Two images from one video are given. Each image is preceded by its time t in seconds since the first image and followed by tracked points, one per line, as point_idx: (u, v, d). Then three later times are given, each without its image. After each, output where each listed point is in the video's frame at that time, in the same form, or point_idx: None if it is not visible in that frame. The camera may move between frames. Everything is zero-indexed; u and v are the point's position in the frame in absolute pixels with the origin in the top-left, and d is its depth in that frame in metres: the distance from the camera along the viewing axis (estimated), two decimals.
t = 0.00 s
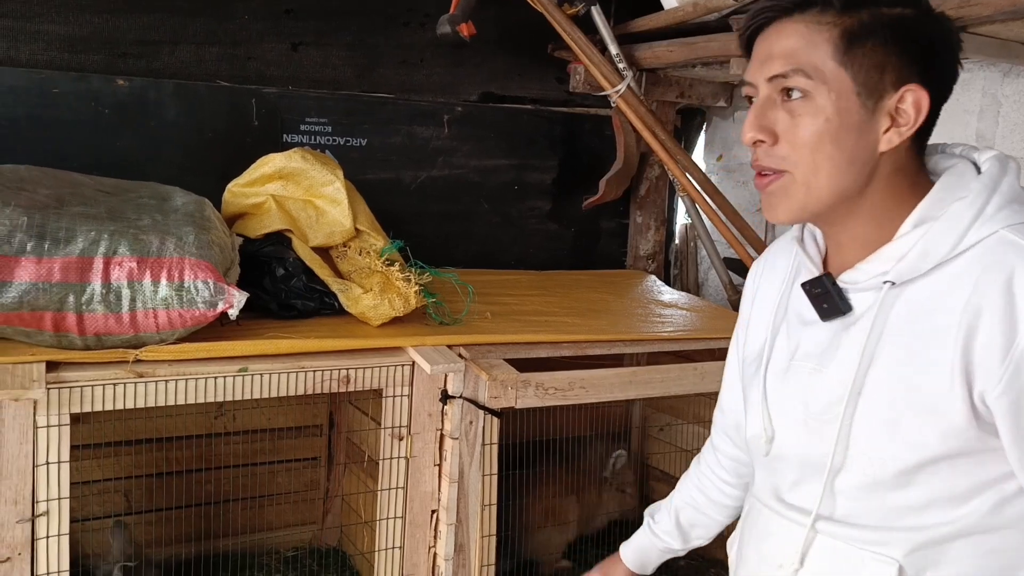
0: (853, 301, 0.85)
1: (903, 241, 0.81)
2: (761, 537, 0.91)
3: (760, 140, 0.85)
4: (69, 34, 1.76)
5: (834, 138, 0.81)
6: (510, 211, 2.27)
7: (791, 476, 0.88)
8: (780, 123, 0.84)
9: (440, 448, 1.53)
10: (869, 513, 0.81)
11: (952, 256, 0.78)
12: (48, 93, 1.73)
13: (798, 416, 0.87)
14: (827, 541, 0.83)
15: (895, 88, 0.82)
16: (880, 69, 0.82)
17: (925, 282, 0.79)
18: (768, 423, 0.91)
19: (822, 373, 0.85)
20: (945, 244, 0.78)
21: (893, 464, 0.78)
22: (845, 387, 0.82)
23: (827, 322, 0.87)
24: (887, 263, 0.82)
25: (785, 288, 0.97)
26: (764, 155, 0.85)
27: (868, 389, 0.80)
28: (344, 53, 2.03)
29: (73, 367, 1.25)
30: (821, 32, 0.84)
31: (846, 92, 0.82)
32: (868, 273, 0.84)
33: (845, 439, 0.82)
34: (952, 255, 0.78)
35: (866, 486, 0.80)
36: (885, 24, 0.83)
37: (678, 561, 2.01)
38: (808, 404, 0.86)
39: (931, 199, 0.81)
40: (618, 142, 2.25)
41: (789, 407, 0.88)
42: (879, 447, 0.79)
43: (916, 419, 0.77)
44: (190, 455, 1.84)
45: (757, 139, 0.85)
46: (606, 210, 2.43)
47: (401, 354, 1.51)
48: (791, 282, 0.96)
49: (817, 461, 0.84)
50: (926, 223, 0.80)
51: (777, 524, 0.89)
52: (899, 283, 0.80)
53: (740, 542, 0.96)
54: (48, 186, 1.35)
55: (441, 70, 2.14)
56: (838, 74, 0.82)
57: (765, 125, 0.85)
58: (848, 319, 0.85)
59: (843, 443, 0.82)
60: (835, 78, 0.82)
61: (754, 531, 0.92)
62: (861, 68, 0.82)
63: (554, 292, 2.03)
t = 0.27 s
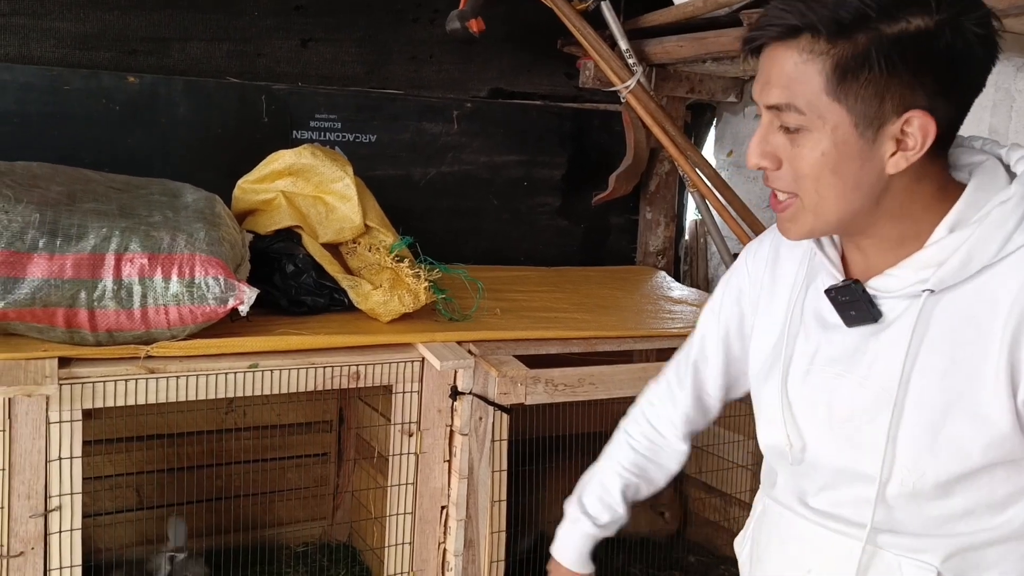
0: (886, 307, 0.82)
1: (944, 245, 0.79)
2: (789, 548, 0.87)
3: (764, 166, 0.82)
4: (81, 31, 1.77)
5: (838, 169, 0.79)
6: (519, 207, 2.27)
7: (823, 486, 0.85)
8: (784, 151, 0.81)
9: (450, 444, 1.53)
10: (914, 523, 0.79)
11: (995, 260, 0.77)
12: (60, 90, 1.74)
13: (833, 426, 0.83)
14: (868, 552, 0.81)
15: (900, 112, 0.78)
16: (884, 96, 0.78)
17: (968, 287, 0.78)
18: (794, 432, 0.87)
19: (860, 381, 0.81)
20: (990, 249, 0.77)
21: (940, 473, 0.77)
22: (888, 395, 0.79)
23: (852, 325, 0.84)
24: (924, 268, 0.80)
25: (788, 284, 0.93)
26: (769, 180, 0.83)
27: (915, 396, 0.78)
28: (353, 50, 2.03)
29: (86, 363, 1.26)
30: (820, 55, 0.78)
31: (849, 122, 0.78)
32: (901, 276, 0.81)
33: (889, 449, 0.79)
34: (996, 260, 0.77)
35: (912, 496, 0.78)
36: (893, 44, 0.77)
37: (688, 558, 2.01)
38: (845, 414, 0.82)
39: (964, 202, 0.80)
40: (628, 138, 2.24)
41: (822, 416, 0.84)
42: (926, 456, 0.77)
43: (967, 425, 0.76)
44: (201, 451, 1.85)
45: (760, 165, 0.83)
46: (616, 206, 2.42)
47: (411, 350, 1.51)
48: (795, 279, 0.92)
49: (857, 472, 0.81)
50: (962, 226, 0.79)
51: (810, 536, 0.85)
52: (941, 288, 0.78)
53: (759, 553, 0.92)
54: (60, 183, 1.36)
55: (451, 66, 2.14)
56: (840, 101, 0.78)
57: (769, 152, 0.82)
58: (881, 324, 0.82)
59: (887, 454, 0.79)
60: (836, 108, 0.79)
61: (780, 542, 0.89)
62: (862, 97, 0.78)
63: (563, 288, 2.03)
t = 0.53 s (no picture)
0: (879, 315, 0.81)
1: (933, 249, 0.77)
2: (795, 554, 0.88)
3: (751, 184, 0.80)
4: (86, 26, 1.77)
5: (827, 179, 0.77)
6: (524, 203, 2.27)
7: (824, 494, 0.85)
8: (770, 165, 0.79)
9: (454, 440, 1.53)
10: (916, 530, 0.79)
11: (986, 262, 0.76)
12: (65, 85, 1.74)
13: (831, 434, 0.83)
14: (871, 558, 0.81)
15: (883, 113, 0.77)
16: (865, 100, 0.76)
17: (961, 291, 0.77)
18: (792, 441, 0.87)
19: (856, 390, 0.81)
20: (981, 252, 0.75)
21: (941, 481, 0.76)
22: (886, 404, 0.79)
23: (844, 333, 0.83)
24: (915, 274, 0.78)
25: (773, 287, 0.92)
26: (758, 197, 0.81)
27: (913, 405, 0.78)
28: (358, 45, 2.02)
29: (90, 358, 1.26)
30: (798, 65, 0.77)
31: (832, 130, 0.77)
32: (894, 283, 0.79)
33: (888, 458, 0.79)
34: (988, 262, 0.76)
35: (913, 503, 0.78)
36: (874, 45, 0.76)
37: (694, 554, 2.00)
38: (843, 423, 0.82)
39: (949, 204, 0.78)
40: (633, 134, 2.23)
41: (820, 425, 0.84)
42: (927, 463, 0.77)
43: (965, 433, 0.75)
44: (207, 446, 1.85)
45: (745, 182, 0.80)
46: (621, 202, 2.41)
47: (415, 346, 1.50)
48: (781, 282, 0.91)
49: (858, 480, 0.81)
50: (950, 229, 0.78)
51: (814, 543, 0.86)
52: (935, 294, 0.77)
53: (764, 555, 0.93)
54: (64, 178, 1.36)
55: (455, 61, 2.13)
56: (822, 109, 0.77)
57: (754, 168, 0.79)
58: (873, 332, 0.81)
59: (887, 463, 0.79)
60: (819, 117, 0.77)
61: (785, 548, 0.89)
62: (843, 104, 0.76)
63: (568, 284, 2.02)
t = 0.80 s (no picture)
0: (892, 306, 0.81)
1: (951, 234, 0.77)
2: (810, 561, 0.85)
3: (827, 150, 0.75)
4: (91, 21, 1.76)
5: (899, 135, 0.76)
6: (529, 199, 2.26)
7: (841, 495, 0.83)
8: (844, 126, 0.75)
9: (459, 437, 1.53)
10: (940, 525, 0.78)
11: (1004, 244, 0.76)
12: (70, 80, 1.74)
13: (849, 431, 0.81)
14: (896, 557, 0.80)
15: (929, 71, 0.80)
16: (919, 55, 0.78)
17: (979, 276, 0.77)
18: (806, 440, 0.85)
19: (874, 384, 0.80)
20: (1000, 234, 0.76)
21: (970, 470, 0.76)
22: (907, 397, 0.78)
23: (857, 327, 0.82)
24: (933, 260, 0.78)
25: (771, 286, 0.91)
26: (826, 167, 0.76)
27: (937, 396, 0.77)
28: (363, 40, 2.01)
29: (95, 353, 1.26)
30: (865, 18, 0.75)
31: (902, 83, 0.76)
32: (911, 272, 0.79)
33: (910, 451, 0.78)
34: (1004, 244, 0.76)
35: (936, 498, 0.77)
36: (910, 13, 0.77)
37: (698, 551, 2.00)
38: (862, 419, 0.81)
39: (958, 191, 0.79)
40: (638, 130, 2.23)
41: (837, 422, 0.82)
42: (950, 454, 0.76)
43: (989, 418, 0.75)
44: (211, 442, 1.85)
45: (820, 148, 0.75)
46: (626, 198, 2.41)
47: (420, 342, 1.50)
48: (780, 278, 0.91)
49: (878, 477, 0.80)
50: (964, 213, 0.78)
51: (831, 548, 0.84)
52: (956, 280, 0.77)
53: (772, 563, 0.90)
54: (69, 173, 1.36)
55: (460, 57, 2.13)
56: (891, 63, 0.76)
57: (831, 130, 0.75)
58: (887, 325, 0.80)
59: (910, 456, 0.78)
60: (892, 69, 0.76)
61: (797, 555, 0.87)
62: (908, 55, 0.77)
63: (573, 280, 2.02)
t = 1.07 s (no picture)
0: (895, 303, 0.81)
1: (957, 231, 0.77)
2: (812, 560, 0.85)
3: (858, 136, 0.75)
4: (96, 17, 1.76)
5: (927, 125, 0.76)
6: (533, 196, 2.26)
7: (844, 492, 0.83)
8: (874, 113, 0.75)
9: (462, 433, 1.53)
10: (941, 523, 0.78)
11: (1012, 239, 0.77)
12: (75, 76, 1.74)
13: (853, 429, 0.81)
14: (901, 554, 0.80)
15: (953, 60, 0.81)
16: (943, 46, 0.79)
17: (985, 273, 0.77)
18: (809, 438, 0.85)
19: (879, 382, 0.80)
20: (1007, 230, 0.76)
21: (975, 467, 0.76)
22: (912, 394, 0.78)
23: (860, 325, 0.82)
24: (939, 256, 0.78)
25: (773, 283, 0.91)
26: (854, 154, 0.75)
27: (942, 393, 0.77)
28: (368, 36, 2.02)
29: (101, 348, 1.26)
30: (901, 6, 0.76)
31: (931, 73, 0.77)
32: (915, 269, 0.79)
33: (915, 448, 0.78)
34: (1009, 242, 0.77)
35: (941, 496, 0.77)
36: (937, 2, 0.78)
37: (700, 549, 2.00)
38: (867, 417, 0.81)
39: (962, 187, 0.80)
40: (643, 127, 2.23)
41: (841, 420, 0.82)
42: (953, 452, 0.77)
43: (995, 415, 0.75)
44: (215, 438, 1.86)
45: (854, 132, 0.75)
46: (630, 196, 2.41)
47: (424, 339, 1.50)
48: (782, 275, 0.91)
49: (883, 474, 0.80)
50: (969, 210, 0.78)
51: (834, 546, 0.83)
52: (962, 276, 0.77)
53: (771, 563, 0.90)
54: (75, 169, 1.36)
55: (465, 54, 2.13)
56: (922, 53, 0.76)
57: (865, 115, 0.75)
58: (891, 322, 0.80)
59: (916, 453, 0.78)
60: (923, 59, 0.76)
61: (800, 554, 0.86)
62: (936, 44, 0.78)
63: (577, 278, 2.02)
